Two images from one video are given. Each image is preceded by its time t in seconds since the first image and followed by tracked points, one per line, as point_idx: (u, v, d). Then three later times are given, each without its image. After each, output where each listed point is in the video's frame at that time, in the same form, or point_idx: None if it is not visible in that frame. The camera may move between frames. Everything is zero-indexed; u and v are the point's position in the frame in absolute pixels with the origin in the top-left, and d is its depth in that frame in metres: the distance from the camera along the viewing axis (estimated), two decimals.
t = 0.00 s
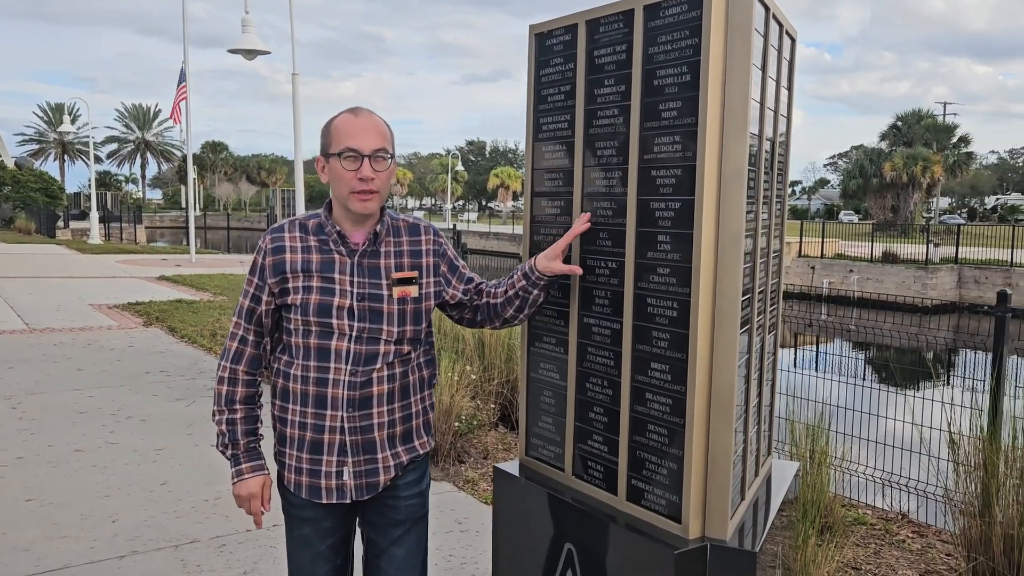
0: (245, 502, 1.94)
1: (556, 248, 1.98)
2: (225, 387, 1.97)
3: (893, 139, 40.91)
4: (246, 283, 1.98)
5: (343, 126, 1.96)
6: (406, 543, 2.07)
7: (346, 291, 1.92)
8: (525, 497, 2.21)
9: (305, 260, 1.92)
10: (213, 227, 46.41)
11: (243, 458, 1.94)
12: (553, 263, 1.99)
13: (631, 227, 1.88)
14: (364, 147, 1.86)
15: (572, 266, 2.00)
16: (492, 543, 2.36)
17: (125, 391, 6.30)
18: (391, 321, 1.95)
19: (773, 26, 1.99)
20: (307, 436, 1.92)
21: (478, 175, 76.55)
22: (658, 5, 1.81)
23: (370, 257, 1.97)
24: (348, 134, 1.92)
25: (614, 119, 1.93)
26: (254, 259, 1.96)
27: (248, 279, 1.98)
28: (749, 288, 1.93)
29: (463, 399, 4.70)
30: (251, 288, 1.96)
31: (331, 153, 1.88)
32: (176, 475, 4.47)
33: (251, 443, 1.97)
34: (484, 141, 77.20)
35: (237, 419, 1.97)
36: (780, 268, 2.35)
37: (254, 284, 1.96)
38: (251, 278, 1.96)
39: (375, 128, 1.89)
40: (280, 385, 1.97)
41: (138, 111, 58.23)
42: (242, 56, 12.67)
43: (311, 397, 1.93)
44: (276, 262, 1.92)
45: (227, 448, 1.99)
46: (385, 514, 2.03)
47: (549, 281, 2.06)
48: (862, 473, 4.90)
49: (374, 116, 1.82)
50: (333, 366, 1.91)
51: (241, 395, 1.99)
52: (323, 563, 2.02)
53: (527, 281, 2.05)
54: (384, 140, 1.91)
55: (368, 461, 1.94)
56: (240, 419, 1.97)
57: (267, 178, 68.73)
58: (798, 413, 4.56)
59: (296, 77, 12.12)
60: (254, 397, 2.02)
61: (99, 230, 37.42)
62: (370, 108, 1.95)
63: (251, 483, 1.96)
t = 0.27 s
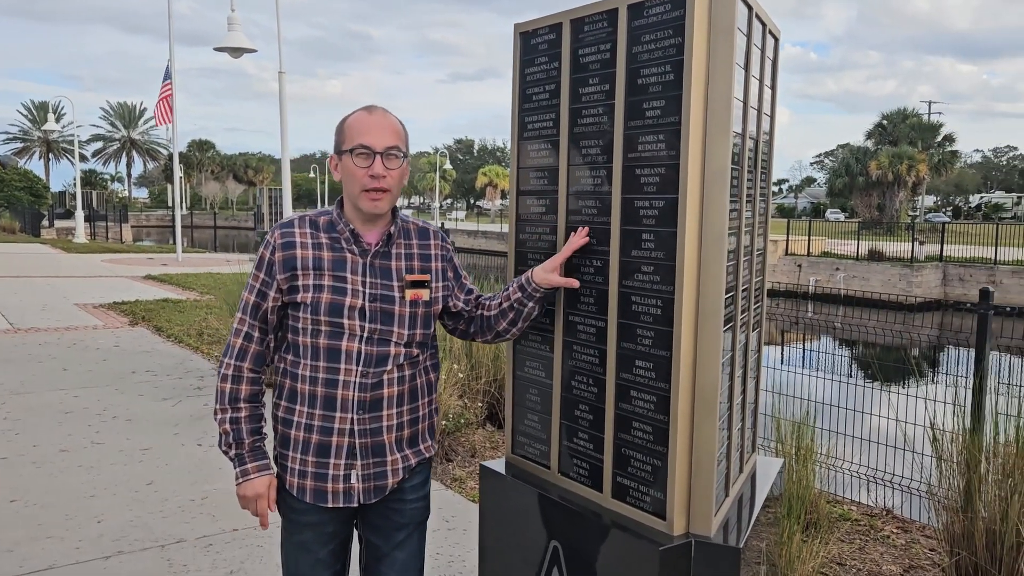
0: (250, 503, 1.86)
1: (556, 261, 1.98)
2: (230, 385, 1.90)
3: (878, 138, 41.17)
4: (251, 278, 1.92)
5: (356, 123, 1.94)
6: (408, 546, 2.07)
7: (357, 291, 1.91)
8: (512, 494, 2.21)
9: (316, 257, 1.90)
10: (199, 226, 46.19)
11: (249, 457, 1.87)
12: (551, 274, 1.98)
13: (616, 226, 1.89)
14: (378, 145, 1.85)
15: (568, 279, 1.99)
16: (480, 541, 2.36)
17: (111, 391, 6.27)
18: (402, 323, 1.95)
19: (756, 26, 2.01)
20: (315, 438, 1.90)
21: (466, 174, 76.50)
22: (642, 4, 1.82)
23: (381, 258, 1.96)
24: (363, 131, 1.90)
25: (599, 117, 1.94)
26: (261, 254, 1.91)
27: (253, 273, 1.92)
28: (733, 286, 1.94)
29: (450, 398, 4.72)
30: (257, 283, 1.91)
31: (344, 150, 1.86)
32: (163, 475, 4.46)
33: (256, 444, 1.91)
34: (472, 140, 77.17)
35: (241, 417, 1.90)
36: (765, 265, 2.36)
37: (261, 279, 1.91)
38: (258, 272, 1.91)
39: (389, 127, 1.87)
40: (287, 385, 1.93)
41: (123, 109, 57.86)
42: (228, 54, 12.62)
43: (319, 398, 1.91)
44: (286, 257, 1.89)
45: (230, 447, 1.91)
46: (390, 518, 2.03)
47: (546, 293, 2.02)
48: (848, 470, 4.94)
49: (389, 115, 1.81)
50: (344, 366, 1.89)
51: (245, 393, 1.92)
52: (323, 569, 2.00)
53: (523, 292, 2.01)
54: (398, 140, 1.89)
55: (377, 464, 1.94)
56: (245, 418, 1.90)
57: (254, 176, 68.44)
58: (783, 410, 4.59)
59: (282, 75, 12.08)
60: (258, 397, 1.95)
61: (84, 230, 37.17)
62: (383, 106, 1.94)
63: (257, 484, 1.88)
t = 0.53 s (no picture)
0: (256, 501, 1.79)
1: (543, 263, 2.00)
2: (234, 383, 1.84)
3: (865, 137, 41.42)
4: (255, 274, 1.87)
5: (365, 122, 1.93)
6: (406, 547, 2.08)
7: (366, 290, 1.89)
8: (498, 491, 2.22)
9: (324, 255, 1.87)
10: (187, 226, 46.00)
11: (256, 455, 1.81)
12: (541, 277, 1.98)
13: (601, 224, 1.90)
14: (389, 146, 1.84)
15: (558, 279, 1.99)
16: (467, 538, 2.36)
17: (98, 392, 6.23)
18: (411, 323, 1.94)
19: (740, 25, 2.02)
20: (322, 438, 1.87)
21: (455, 173, 76.46)
22: (626, 4, 1.83)
23: (389, 258, 1.94)
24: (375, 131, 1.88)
25: (584, 116, 1.95)
26: (266, 250, 1.86)
27: (257, 269, 1.87)
28: (717, 284, 1.95)
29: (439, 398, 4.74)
30: (262, 280, 1.86)
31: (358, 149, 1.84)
32: (150, 475, 4.45)
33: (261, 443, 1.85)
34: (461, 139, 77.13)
35: (246, 416, 1.84)
36: (749, 264, 2.38)
37: (266, 276, 1.86)
38: (262, 269, 1.86)
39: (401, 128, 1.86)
40: (292, 383, 1.89)
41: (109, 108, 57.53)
42: (215, 53, 12.58)
43: (326, 398, 1.87)
44: (295, 255, 1.85)
45: (232, 446, 1.84)
46: (390, 520, 2.02)
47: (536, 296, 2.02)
48: (834, 467, 4.98)
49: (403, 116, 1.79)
50: (353, 366, 1.87)
51: (249, 390, 1.86)
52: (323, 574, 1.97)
53: (514, 296, 2.02)
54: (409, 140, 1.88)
55: (384, 464, 1.93)
56: (249, 416, 1.84)
57: (242, 176, 68.19)
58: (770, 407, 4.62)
59: (269, 74, 12.06)
60: (262, 394, 1.90)
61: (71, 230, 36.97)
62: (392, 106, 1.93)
63: (263, 479, 1.80)
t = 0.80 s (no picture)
0: (256, 503, 1.77)
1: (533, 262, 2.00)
2: (234, 385, 1.80)
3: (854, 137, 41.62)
4: (255, 274, 1.83)
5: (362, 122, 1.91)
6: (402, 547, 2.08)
7: (368, 290, 1.87)
8: (488, 489, 2.22)
9: (326, 255, 1.85)
10: (176, 226, 45.82)
11: (256, 457, 1.78)
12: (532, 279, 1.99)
13: (588, 222, 1.92)
14: (388, 143, 1.82)
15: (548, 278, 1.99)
16: (457, 536, 2.37)
17: (87, 393, 6.21)
18: (412, 323, 1.93)
19: (725, 24, 2.03)
20: (325, 437, 1.85)
21: (446, 173, 76.42)
22: (612, 3, 1.84)
23: (390, 258, 1.93)
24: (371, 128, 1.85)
25: (570, 116, 1.96)
26: (266, 250, 1.83)
27: (256, 269, 1.84)
28: (703, 282, 1.97)
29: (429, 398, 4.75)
30: (262, 280, 1.82)
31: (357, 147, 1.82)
32: (139, 475, 4.44)
33: (262, 445, 1.81)
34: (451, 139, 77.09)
35: (246, 418, 1.80)
36: (736, 262, 2.40)
37: (266, 276, 1.83)
38: (262, 269, 1.83)
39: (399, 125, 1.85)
40: (293, 383, 1.86)
41: (97, 109, 57.23)
42: (204, 52, 12.53)
43: (329, 397, 1.85)
44: (297, 255, 1.83)
45: (231, 447, 1.81)
46: (387, 521, 2.03)
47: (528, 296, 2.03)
48: (822, 464, 5.01)
49: (402, 114, 1.78)
50: (357, 366, 1.85)
51: (249, 392, 1.83)
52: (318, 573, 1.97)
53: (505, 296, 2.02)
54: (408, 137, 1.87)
55: (387, 464, 1.92)
56: (249, 418, 1.81)
57: (231, 176, 67.97)
58: (759, 405, 4.64)
59: (258, 74, 12.03)
60: (262, 395, 1.86)
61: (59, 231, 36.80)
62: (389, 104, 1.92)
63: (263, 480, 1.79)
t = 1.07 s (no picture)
0: (253, 509, 1.76)
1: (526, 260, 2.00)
2: (232, 389, 1.78)
3: (844, 136, 41.78)
4: (252, 277, 1.81)
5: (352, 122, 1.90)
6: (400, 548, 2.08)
7: (367, 292, 1.86)
8: (482, 488, 2.23)
9: (324, 257, 1.83)
10: (167, 227, 45.67)
11: (254, 462, 1.76)
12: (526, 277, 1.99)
13: (580, 222, 1.93)
14: (382, 143, 1.81)
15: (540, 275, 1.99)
16: (451, 536, 2.37)
17: (78, 395, 6.19)
18: (411, 323, 1.92)
19: (714, 26, 2.04)
20: (325, 439, 1.83)
21: (438, 173, 76.39)
22: (602, 5, 1.85)
23: (388, 258, 1.92)
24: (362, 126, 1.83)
25: (561, 116, 1.97)
26: (262, 253, 1.81)
27: (253, 272, 1.82)
28: (694, 281, 1.98)
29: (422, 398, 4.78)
30: (259, 283, 1.81)
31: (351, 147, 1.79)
32: (131, 476, 4.44)
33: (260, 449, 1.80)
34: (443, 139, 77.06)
35: (244, 422, 1.78)
36: (726, 261, 2.41)
37: (263, 280, 1.81)
38: (258, 272, 1.81)
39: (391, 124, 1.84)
40: (292, 386, 1.85)
41: (87, 109, 56.99)
42: (194, 53, 12.50)
43: (330, 399, 1.84)
44: (294, 258, 1.81)
45: (230, 452, 1.78)
46: (385, 522, 2.02)
47: (521, 296, 2.02)
48: (813, 461, 5.05)
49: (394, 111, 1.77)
50: (358, 367, 1.84)
51: (247, 397, 1.81)
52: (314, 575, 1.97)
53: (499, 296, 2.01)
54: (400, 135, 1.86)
55: (387, 465, 1.91)
56: (247, 423, 1.79)
57: (222, 176, 67.78)
58: (751, 403, 4.67)
59: (248, 74, 12.02)
60: (259, 399, 1.84)
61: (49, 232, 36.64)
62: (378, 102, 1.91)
63: (259, 488, 1.78)
